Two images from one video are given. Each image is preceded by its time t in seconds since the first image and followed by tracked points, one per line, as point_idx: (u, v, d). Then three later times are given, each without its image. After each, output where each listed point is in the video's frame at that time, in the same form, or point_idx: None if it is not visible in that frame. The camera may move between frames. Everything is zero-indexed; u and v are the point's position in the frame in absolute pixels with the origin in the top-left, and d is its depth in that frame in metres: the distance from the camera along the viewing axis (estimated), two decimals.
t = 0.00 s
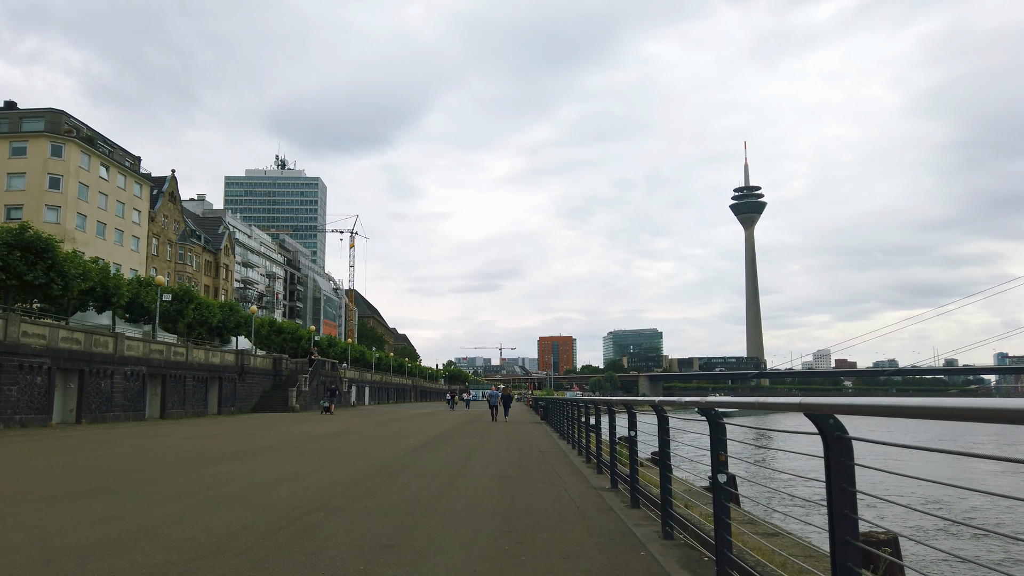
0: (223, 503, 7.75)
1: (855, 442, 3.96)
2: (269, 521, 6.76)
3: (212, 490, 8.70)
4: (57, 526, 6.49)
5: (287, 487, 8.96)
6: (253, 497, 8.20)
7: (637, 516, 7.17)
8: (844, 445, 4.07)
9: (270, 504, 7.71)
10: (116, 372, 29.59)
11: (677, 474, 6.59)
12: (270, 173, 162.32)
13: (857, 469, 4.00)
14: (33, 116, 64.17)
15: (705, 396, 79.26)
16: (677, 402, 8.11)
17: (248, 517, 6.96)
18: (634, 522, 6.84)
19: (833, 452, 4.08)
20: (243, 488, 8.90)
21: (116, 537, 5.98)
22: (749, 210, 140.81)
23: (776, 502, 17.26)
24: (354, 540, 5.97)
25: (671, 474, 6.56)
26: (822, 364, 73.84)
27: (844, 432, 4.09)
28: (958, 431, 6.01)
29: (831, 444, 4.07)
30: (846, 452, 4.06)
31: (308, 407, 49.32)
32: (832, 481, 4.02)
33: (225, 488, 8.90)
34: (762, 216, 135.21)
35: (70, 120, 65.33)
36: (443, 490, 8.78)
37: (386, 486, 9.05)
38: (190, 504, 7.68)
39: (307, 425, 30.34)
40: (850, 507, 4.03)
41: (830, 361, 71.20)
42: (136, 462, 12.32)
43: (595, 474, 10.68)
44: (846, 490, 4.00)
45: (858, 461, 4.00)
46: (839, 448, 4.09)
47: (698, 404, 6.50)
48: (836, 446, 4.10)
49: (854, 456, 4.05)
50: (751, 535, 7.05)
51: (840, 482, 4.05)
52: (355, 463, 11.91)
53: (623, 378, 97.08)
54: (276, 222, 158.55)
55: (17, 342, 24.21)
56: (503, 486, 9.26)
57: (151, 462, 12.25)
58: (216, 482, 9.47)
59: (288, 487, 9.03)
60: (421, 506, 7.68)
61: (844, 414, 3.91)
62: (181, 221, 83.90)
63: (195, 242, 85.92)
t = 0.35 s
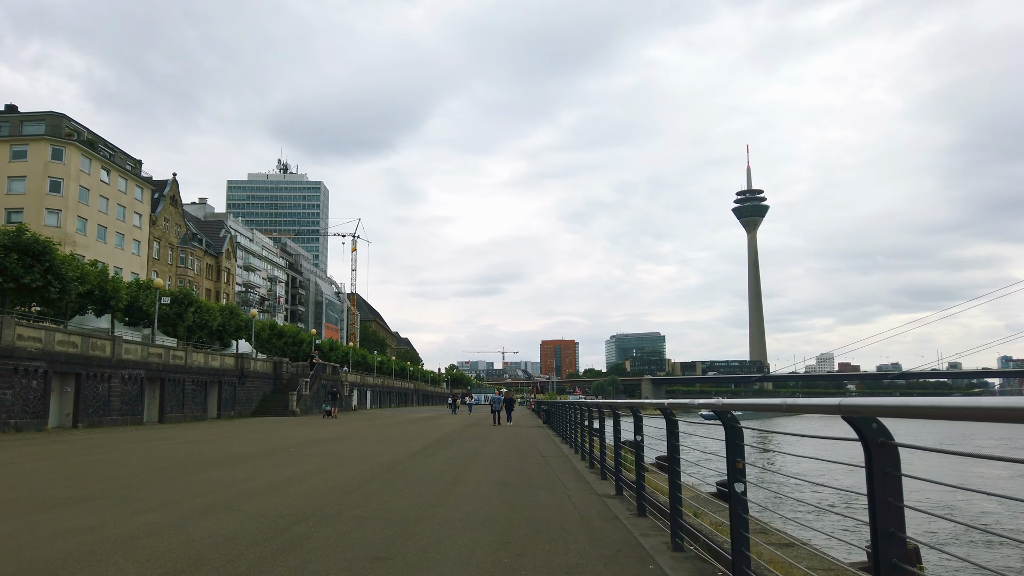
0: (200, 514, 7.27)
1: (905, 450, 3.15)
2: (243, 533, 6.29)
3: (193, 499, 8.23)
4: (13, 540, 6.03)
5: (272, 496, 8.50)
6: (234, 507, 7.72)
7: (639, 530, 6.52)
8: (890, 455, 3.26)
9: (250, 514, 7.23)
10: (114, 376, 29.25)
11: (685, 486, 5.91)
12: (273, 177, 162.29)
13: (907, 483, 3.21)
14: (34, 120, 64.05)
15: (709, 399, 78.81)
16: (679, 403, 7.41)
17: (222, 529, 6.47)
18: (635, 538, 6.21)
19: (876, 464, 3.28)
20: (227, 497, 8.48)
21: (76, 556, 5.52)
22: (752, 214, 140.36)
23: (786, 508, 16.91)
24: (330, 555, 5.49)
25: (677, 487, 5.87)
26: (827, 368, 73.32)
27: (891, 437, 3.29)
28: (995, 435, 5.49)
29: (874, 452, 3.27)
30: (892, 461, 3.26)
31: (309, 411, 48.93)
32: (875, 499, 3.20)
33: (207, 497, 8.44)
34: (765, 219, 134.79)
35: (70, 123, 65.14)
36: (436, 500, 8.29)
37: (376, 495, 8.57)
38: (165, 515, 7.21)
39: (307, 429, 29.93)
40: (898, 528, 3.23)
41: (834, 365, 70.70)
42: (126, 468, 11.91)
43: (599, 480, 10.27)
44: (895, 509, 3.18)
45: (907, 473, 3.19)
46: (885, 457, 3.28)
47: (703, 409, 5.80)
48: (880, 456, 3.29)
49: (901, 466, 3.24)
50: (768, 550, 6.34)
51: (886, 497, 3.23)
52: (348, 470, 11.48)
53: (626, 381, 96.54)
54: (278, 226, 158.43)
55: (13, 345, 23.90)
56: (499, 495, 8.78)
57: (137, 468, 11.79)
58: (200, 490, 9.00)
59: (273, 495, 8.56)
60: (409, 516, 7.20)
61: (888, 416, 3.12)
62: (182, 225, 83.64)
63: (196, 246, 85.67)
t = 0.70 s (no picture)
0: (199, 512, 7.07)
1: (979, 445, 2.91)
2: (243, 533, 6.11)
3: (191, 498, 8.04)
4: (3, 539, 5.84)
5: (272, 495, 8.30)
6: (232, 505, 7.53)
7: (655, 528, 6.39)
8: (958, 448, 3.03)
9: (250, 513, 7.05)
10: (112, 374, 28.96)
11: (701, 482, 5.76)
12: (275, 176, 162.17)
13: (976, 480, 2.98)
14: (35, 118, 63.89)
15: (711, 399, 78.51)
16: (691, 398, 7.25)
17: (221, 528, 6.28)
18: (651, 535, 6.09)
19: (943, 458, 3.05)
20: (227, 494, 8.30)
21: (70, 554, 5.34)
22: (754, 213, 139.97)
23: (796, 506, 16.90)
24: (332, 555, 5.31)
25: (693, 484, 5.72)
26: (829, 367, 73.10)
27: (958, 429, 3.06)
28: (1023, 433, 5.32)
29: (941, 446, 3.03)
30: (962, 457, 3.02)
31: (310, 410, 48.68)
32: (941, 496, 2.97)
33: (206, 495, 8.25)
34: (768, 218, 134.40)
35: (72, 122, 65.00)
36: (440, 498, 8.11)
37: (379, 494, 8.38)
38: (162, 513, 7.01)
39: (308, 429, 29.59)
40: (968, 532, 2.96)
41: (837, 364, 70.45)
42: (125, 466, 11.75)
43: (604, 480, 10.01)
44: (962, 508, 2.94)
45: (981, 470, 2.95)
46: (952, 451, 3.05)
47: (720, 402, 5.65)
48: (947, 450, 3.05)
49: (973, 462, 3.00)
50: (788, 548, 6.22)
51: (954, 496, 2.99)
52: (351, 468, 11.28)
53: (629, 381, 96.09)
54: (281, 226, 158.28)
55: (9, 342, 23.58)
56: (504, 494, 8.61)
57: (137, 466, 11.61)
58: (199, 489, 8.80)
59: (273, 494, 8.37)
60: (414, 516, 7.02)
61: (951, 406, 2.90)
62: (184, 224, 83.48)
63: (198, 245, 85.50)
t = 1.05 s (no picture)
0: (182, 523, 6.69)
1: None
2: (228, 546, 5.76)
3: (177, 506, 7.66)
4: None
5: (262, 503, 7.92)
6: (220, 515, 7.16)
7: (668, 543, 5.99)
8: None
9: (236, 523, 6.67)
10: (110, 375, 28.62)
11: (720, 496, 5.35)
12: (276, 176, 161.91)
13: None
14: (34, 117, 63.56)
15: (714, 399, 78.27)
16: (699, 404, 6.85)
17: (205, 540, 5.92)
18: (665, 551, 5.70)
19: None
20: (216, 502, 7.93)
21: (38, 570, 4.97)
22: (756, 213, 139.45)
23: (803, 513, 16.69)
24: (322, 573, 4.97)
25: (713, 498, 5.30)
26: (831, 367, 72.72)
27: None
28: None
29: None
30: None
31: (311, 410, 48.34)
32: None
33: (193, 503, 7.88)
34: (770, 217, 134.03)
35: (72, 120, 64.71)
36: (438, 508, 7.74)
37: (374, 502, 8.02)
38: (144, 523, 6.66)
39: (307, 430, 29.12)
40: None
41: (839, 364, 70.03)
42: (116, 471, 11.43)
43: (610, 487, 9.62)
44: None
45: None
46: None
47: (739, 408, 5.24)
48: None
49: None
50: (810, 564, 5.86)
51: None
52: (348, 473, 10.93)
53: (631, 381, 95.72)
54: (282, 225, 158.00)
55: (4, 342, 23.22)
56: (506, 502, 8.24)
57: (129, 470, 11.27)
58: (188, 496, 8.44)
59: (265, 502, 8.00)
60: (410, 527, 6.64)
61: None
62: (184, 223, 83.17)
63: (198, 244, 85.15)
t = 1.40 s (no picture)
0: (164, 526, 6.39)
1: None
2: (206, 552, 5.43)
3: (161, 509, 7.36)
4: None
5: (249, 505, 7.61)
6: (203, 518, 6.85)
7: (674, 550, 5.61)
8: None
9: (219, 528, 6.34)
10: (102, 374, 28.25)
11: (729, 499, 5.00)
12: (274, 175, 161.39)
13: None
14: (29, 114, 63.16)
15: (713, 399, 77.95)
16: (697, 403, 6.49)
17: (182, 547, 5.58)
18: (670, 558, 5.32)
19: None
20: (201, 505, 7.61)
21: None
22: (755, 213, 139.12)
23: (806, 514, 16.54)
24: None
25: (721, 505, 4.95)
26: (830, 367, 72.40)
27: None
28: None
29: None
30: None
31: (307, 410, 47.96)
32: None
33: (178, 506, 7.58)
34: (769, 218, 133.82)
35: (67, 118, 64.27)
36: (432, 510, 7.43)
37: (366, 504, 7.71)
38: (122, 527, 6.35)
39: (302, 429, 28.68)
40: None
41: (837, 364, 69.77)
42: (103, 471, 11.12)
43: (610, 489, 9.27)
44: None
45: None
46: None
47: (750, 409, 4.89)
48: None
49: None
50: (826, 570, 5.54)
51: None
52: (342, 474, 10.66)
53: (629, 381, 95.40)
54: (280, 225, 157.50)
55: None
56: (502, 504, 7.93)
57: (118, 471, 10.98)
58: (173, 498, 8.14)
59: (252, 504, 7.69)
60: (402, 531, 6.32)
61: None
62: (181, 222, 82.74)
63: (195, 244, 84.68)
